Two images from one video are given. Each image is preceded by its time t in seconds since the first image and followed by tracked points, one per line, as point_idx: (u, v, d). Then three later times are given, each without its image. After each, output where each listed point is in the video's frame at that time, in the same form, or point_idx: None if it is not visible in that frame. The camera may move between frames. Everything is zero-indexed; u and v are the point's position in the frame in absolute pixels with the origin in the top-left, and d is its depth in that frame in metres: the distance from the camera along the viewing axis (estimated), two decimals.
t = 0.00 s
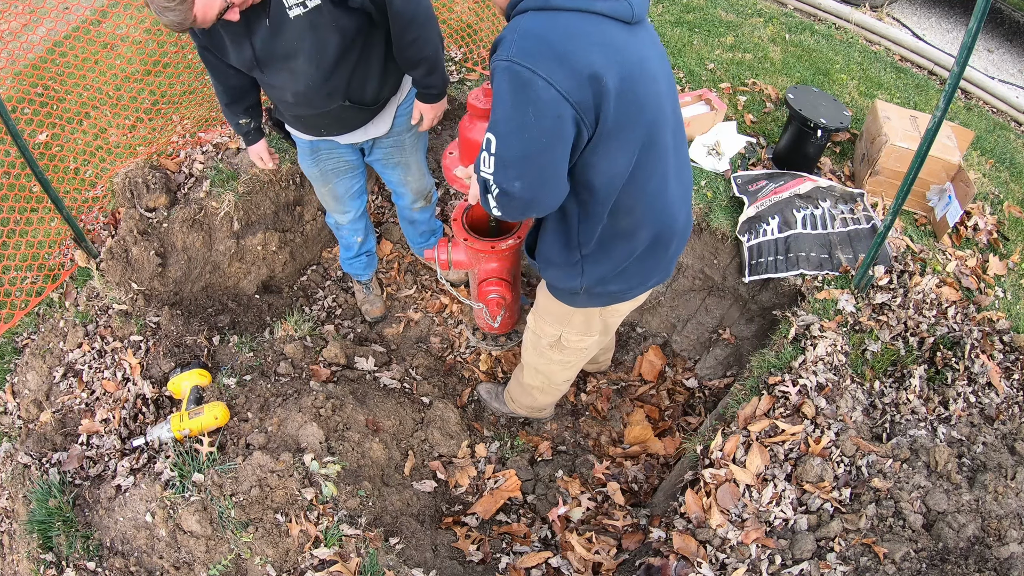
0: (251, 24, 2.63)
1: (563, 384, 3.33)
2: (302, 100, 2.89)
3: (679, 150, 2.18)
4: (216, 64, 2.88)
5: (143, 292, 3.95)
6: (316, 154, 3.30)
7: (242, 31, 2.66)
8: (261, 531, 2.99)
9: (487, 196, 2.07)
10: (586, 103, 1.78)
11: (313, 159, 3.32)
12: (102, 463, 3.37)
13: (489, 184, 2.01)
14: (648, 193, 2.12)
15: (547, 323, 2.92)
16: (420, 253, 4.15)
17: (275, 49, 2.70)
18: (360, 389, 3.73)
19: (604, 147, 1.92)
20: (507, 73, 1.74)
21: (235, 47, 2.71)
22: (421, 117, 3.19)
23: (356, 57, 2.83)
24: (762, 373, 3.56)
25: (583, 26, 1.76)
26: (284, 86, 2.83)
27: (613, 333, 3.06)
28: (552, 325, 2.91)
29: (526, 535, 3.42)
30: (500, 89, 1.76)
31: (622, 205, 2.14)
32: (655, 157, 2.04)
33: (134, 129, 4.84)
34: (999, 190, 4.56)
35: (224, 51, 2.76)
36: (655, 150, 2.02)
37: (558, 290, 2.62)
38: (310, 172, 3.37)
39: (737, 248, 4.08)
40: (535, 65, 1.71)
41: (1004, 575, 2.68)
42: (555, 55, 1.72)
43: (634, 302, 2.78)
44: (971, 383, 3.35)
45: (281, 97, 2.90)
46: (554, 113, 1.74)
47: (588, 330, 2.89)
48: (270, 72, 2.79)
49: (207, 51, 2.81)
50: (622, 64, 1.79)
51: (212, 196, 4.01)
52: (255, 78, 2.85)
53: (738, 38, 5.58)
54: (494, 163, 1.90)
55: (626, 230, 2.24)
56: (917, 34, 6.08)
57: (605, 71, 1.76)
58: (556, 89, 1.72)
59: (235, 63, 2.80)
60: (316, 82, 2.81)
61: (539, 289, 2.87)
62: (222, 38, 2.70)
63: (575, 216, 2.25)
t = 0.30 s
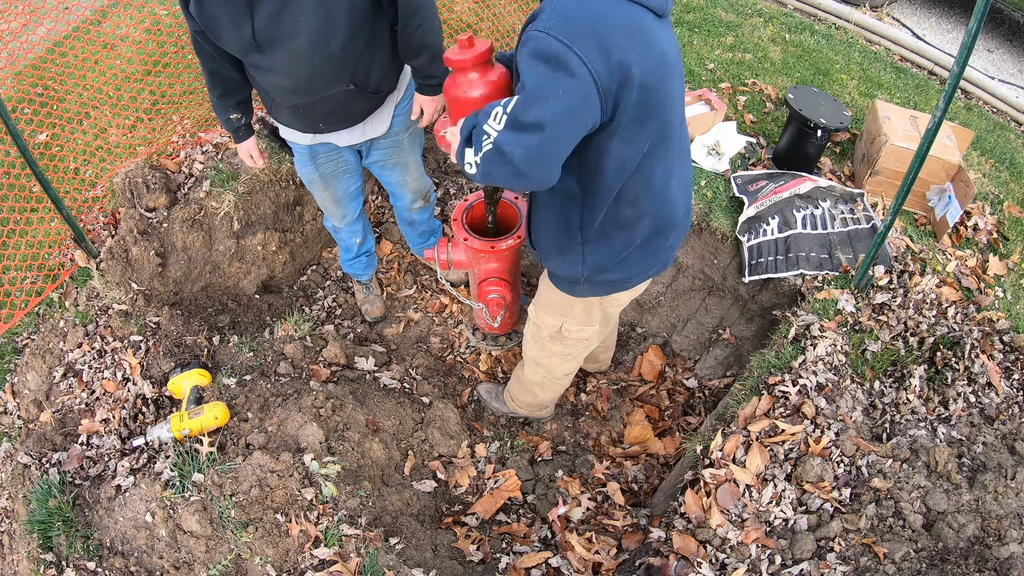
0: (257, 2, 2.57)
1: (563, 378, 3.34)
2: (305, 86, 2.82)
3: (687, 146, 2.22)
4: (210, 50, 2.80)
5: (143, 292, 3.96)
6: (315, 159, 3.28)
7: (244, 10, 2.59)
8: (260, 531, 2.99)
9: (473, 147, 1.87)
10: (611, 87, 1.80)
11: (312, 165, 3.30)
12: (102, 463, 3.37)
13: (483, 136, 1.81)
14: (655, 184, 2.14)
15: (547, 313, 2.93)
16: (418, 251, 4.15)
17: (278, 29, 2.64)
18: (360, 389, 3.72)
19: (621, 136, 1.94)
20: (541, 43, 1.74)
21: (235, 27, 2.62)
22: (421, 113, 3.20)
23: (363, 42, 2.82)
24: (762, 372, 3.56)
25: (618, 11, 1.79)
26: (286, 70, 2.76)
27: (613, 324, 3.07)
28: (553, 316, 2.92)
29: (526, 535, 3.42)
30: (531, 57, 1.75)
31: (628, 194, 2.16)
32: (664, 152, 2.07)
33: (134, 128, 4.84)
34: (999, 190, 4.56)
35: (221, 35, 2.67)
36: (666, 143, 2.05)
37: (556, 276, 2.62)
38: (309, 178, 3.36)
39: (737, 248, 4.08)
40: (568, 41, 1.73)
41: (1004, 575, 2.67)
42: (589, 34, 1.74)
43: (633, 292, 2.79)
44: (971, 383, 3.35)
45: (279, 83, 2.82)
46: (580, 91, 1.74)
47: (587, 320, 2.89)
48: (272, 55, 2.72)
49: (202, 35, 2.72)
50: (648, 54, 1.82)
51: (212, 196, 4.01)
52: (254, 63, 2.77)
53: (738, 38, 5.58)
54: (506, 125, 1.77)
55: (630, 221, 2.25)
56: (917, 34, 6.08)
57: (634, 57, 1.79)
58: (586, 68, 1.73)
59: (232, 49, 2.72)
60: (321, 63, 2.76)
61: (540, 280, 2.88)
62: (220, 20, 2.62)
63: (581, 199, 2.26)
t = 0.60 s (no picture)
0: None
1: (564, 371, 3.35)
2: (312, 75, 2.80)
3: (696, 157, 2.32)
4: (208, 49, 2.77)
5: (143, 292, 3.95)
6: (317, 162, 3.26)
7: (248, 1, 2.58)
8: (260, 531, 2.99)
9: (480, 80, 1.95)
10: (653, 98, 1.85)
11: (314, 167, 3.27)
12: (102, 463, 3.36)
13: (492, 77, 1.90)
14: (660, 191, 2.24)
15: (540, 308, 2.92)
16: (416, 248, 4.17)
17: (285, 18, 2.63)
18: (360, 389, 3.72)
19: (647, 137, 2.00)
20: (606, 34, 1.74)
21: (240, 17, 2.61)
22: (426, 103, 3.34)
23: (370, 31, 2.84)
24: (762, 372, 3.56)
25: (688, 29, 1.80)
26: (293, 60, 2.73)
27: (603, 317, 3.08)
28: (546, 310, 2.91)
29: (526, 535, 3.42)
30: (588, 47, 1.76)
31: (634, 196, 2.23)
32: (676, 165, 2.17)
33: (134, 128, 4.85)
34: (999, 190, 4.56)
35: (223, 30, 2.65)
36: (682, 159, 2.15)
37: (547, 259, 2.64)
38: (311, 181, 3.34)
39: (737, 248, 4.08)
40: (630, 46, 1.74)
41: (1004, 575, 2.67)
42: (653, 44, 1.75)
43: (625, 289, 2.82)
44: (972, 383, 3.35)
45: (285, 76, 2.79)
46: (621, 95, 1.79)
47: (580, 313, 2.89)
48: (279, 45, 2.69)
49: (200, 33, 2.70)
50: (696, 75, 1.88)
51: (212, 196, 4.01)
52: (258, 57, 2.73)
53: (738, 38, 5.58)
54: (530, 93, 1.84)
55: (631, 224, 2.34)
56: (917, 34, 6.08)
57: (684, 78, 1.85)
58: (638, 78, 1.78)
59: (234, 43, 2.69)
60: (329, 50, 2.75)
61: (534, 273, 2.88)
62: (222, 13, 2.60)
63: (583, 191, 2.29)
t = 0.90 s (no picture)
0: None
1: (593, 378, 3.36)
2: (320, 68, 2.79)
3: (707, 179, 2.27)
4: (208, 47, 2.72)
5: (143, 292, 3.95)
6: (318, 164, 3.26)
7: None
8: (260, 531, 2.99)
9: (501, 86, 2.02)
10: (646, 124, 1.84)
11: (315, 169, 3.27)
12: (102, 463, 3.36)
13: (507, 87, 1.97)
14: (660, 215, 2.22)
15: (535, 314, 2.95)
16: (418, 250, 4.17)
17: (293, 11, 2.61)
18: (360, 389, 3.72)
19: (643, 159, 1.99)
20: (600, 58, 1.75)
21: (247, 9, 2.58)
22: (425, 97, 3.45)
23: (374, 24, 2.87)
24: (762, 372, 3.56)
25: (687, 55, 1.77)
26: (301, 53, 2.71)
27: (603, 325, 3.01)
28: (540, 316, 2.94)
29: (526, 535, 3.42)
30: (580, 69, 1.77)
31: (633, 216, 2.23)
32: (682, 192, 2.14)
33: (134, 128, 4.86)
34: (999, 190, 4.56)
35: (228, 25, 2.62)
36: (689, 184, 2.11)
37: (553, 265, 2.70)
38: (313, 183, 3.33)
39: (737, 248, 4.08)
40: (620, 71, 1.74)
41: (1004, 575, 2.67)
42: (643, 70, 1.74)
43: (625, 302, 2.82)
44: (972, 383, 3.35)
45: (292, 70, 2.76)
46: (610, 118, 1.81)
47: (574, 323, 2.89)
48: (286, 39, 2.67)
49: (201, 30, 2.65)
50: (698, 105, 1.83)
51: (212, 196, 4.01)
52: (264, 52, 2.70)
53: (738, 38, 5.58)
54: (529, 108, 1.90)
55: (631, 241, 2.34)
56: (917, 34, 6.08)
57: (682, 107, 1.81)
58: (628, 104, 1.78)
59: (239, 38, 2.65)
60: (338, 43, 2.75)
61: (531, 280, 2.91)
62: (226, 8, 2.57)
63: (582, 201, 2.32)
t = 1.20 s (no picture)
0: None
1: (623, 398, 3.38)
2: (327, 65, 2.80)
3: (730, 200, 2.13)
4: (210, 47, 2.70)
5: (143, 292, 3.96)
6: (320, 164, 3.25)
7: None
8: (260, 531, 2.99)
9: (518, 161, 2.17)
10: (617, 146, 1.83)
11: (317, 171, 3.26)
12: (102, 463, 3.37)
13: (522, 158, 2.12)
14: (680, 251, 2.12)
15: (585, 341, 2.95)
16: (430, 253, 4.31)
17: (300, 7, 2.62)
18: (360, 389, 3.72)
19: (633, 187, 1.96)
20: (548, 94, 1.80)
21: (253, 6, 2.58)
22: (423, 95, 3.47)
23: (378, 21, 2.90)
24: (763, 373, 3.56)
25: (635, 67, 1.76)
26: (307, 50, 2.72)
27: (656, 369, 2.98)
28: (589, 345, 2.94)
29: (526, 535, 3.42)
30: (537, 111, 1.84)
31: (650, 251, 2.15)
32: (694, 219, 2.03)
33: (134, 128, 4.86)
34: (999, 190, 4.56)
35: (232, 22, 2.61)
36: (698, 208, 2.01)
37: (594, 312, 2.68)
38: (315, 185, 3.32)
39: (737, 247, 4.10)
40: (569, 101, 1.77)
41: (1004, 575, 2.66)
42: (590, 93, 1.76)
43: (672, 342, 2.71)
44: (971, 383, 3.34)
45: (298, 67, 2.76)
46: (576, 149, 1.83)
47: (619, 360, 2.87)
48: (293, 36, 2.67)
49: (203, 29, 2.64)
50: (663, 115, 1.79)
51: (212, 196, 4.01)
52: (269, 49, 2.69)
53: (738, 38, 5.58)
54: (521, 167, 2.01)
55: (654, 278, 2.26)
56: (917, 34, 6.08)
57: (645, 121, 1.78)
58: (587, 132, 1.79)
59: (244, 35, 2.65)
60: (345, 39, 2.77)
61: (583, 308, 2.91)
62: (231, 5, 2.56)
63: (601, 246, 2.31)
